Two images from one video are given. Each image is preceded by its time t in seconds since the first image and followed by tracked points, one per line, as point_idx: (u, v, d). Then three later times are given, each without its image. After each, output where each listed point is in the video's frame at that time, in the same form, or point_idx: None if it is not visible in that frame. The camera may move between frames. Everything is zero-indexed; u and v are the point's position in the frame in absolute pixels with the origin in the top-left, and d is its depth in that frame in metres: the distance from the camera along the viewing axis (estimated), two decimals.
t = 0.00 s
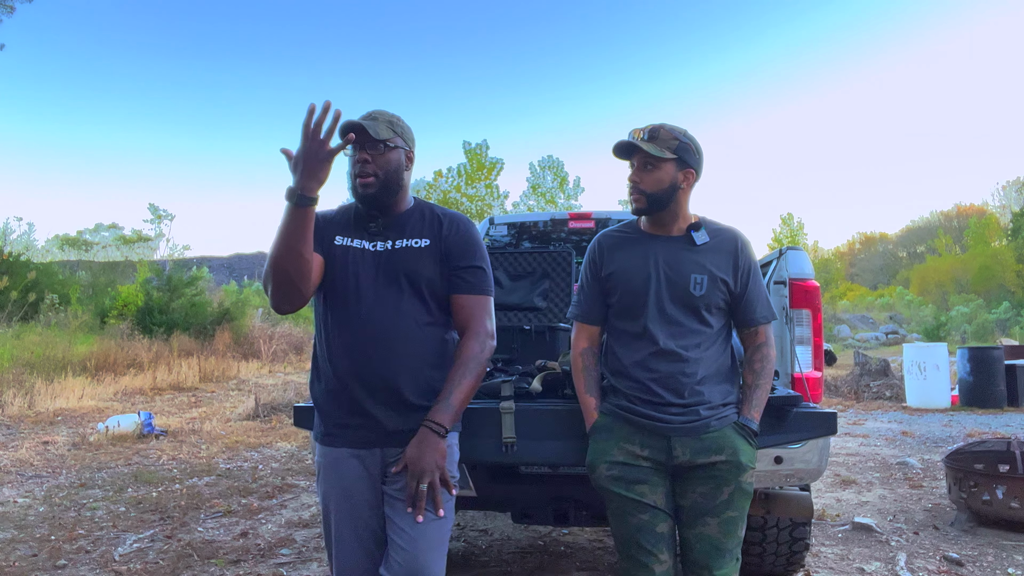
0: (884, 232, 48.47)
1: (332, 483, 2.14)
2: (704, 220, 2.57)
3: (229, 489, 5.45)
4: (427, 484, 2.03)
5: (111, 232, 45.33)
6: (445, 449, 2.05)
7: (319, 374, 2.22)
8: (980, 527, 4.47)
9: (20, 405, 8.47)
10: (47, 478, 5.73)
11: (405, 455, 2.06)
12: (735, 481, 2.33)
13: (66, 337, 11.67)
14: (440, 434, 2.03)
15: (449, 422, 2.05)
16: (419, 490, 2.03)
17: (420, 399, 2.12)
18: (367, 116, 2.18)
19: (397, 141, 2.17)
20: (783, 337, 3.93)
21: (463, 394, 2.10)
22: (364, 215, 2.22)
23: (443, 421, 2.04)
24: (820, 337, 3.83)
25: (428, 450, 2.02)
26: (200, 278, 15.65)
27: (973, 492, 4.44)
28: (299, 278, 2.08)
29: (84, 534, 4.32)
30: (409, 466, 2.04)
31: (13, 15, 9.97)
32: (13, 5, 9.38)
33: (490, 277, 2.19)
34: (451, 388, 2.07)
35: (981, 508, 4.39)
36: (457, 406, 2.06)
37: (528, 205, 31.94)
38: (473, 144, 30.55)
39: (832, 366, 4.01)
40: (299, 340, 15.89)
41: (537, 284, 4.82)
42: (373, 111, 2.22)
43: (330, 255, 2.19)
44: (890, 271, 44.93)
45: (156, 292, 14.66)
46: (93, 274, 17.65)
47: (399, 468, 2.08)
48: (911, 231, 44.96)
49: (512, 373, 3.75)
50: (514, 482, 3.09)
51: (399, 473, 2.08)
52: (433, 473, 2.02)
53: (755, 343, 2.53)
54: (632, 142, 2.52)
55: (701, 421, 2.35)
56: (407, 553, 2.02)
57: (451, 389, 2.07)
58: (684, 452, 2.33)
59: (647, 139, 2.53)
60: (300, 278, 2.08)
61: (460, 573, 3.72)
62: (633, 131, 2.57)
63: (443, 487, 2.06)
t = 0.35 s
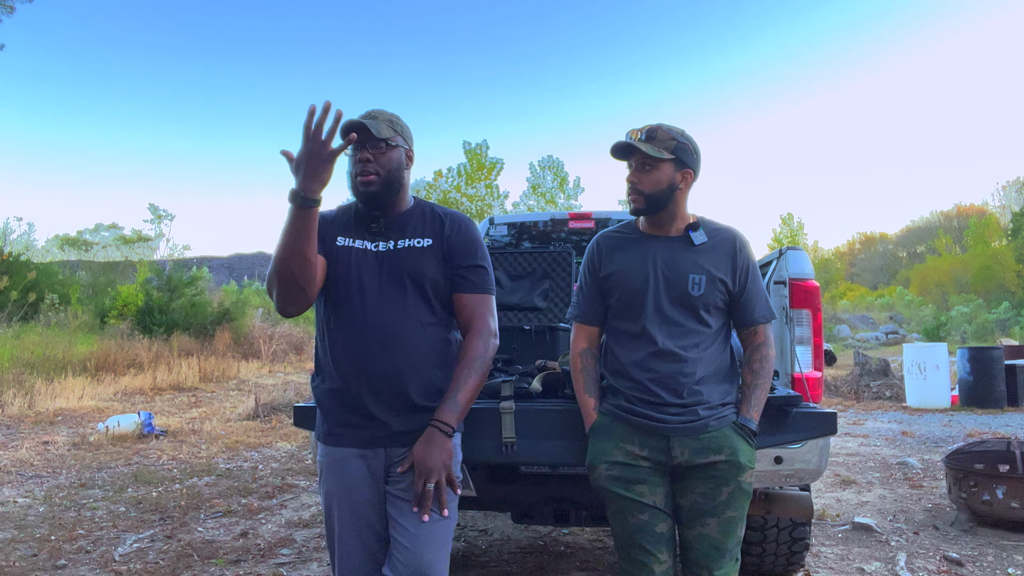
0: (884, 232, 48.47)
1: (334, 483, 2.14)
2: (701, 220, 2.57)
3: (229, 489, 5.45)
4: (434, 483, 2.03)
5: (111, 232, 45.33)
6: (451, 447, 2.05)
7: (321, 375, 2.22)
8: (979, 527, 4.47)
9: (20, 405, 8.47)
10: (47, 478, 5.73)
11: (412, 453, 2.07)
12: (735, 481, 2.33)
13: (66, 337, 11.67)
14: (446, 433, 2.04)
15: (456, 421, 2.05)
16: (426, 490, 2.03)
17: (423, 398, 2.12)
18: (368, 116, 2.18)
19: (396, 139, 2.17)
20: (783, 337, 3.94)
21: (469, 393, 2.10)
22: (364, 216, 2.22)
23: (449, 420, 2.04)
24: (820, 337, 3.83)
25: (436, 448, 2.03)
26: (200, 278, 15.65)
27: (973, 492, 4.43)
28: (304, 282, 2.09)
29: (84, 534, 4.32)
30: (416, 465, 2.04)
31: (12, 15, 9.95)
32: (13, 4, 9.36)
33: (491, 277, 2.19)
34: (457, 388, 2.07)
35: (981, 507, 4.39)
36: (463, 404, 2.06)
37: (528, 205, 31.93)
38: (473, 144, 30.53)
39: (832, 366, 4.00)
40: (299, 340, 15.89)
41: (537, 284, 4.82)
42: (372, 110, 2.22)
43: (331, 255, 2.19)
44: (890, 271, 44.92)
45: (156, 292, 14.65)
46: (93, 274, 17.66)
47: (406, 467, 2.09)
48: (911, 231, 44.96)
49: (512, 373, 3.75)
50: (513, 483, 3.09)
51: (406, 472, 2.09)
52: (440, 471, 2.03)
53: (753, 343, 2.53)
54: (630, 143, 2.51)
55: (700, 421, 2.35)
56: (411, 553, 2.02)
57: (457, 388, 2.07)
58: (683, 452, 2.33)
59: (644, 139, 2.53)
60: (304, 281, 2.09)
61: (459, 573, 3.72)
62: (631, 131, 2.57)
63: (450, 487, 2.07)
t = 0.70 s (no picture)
0: (884, 232, 48.48)
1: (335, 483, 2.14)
2: (700, 219, 2.57)
3: (229, 489, 5.45)
4: (436, 483, 2.03)
5: (111, 232, 45.33)
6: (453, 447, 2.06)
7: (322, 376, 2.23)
8: (980, 527, 4.47)
9: (20, 405, 8.47)
10: (47, 478, 5.73)
11: (414, 453, 2.07)
12: (735, 481, 2.33)
13: (66, 337, 11.67)
14: (449, 432, 2.04)
15: (457, 421, 2.05)
16: (428, 490, 2.03)
17: (424, 399, 2.12)
18: (382, 113, 2.18)
19: (409, 139, 2.20)
20: (783, 337, 3.94)
21: (471, 393, 2.10)
22: (364, 216, 2.21)
23: (451, 420, 2.04)
24: (820, 337, 3.83)
25: (438, 448, 2.03)
26: (200, 278, 15.65)
27: (973, 492, 4.43)
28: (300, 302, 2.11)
29: (84, 534, 4.32)
30: (419, 465, 2.04)
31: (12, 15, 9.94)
32: (13, 4, 9.36)
33: (491, 276, 2.18)
34: (459, 389, 2.07)
35: (981, 508, 4.39)
36: (464, 404, 2.07)
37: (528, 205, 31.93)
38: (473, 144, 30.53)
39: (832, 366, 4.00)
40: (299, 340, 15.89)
41: (537, 284, 4.83)
42: (382, 106, 2.23)
43: (328, 259, 2.18)
44: (890, 271, 44.92)
45: (156, 292, 14.65)
46: (93, 274, 17.66)
47: (407, 467, 2.09)
48: (911, 231, 44.96)
49: (512, 373, 3.75)
50: (514, 482, 3.09)
51: (408, 471, 2.09)
52: (442, 471, 2.03)
53: (752, 343, 2.54)
54: (629, 143, 2.51)
55: (700, 421, 2.35)
56: (412, 553, 2.02)
57: (459, 388, 2.07)
58: (683, 452, 2.33)
59: (644, 139, 2.53)
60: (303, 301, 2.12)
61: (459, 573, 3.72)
62: (630, 131, 2.57)
63: (451, 488, 2.07)
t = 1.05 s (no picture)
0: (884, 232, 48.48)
1: (335, 483, 2.14)
2: (701, 220, 2.57)
3: (229, 489, 5.45)
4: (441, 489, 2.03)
5: (111, 232, 45.33)
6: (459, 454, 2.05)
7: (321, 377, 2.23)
8: (980, 526, 4.47)
9: (20, 405, 8.47)
10: (47, 478, 5.73)
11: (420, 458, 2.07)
12: (734, 481, 2.33)
13: (66, 337, 11.67)
14: (457, 440, 2.04)
15: (464, 426, 2.06)
16: (434, 496, 2.02)
17: (424, 400, 2.12)
18: (385, 119, 2.17)
19: (408, 145, 2.20)
20: (783, 337, 3.94)
21: (474, 396, 2.11)
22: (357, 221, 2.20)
23: (457, 425, 2.04)
24: (820, 337, 3.83)
25: (447, 456, 2.02)
26: (200, 278, 15.65)
27: (973, 492, 4.43)
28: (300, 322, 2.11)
29: (84, 534, 4.32)
30: (424, 470, 2.04)
31: (12, 15, 9.94)
32: (13, 4, 9.35)
33: (488, 276, 2.18)
34: (464, 394, 2.08)
35: (981, 507, 4.39)
36: (468, 408, 2.07)
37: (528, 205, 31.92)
38: (473, 144, 30.51)
39: (832, 366, 4.01)
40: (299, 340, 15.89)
41: (537, 284, 4.83)
42: (382, 108, 2.22)
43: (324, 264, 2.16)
44: (890, 271, 44.91)
45: (156, 292, 14.65)
46: (93, 274, 17.65)
47: (412, 469, 2.09)
48: (911, 231, 44.95)
49: (512, 373, 3.75)
50: (513, 482, 3.09)
51: (413, 474, 2.08)
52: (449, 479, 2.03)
53: (752, 343, 2.54)
54: (629, 143, 2.51)
55: (700, 421, 2.34)
56: (413, 554, 2.02)
57: (462, 392, 2.08)
58: (683, 452, 2.33)
59: (644, 139, 2.53)
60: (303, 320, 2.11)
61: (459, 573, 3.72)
62: (630, 131, 2.57)
63: (456, 494, 2.07)
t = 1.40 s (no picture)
0: (884, 233, 48.51)
1: (335, 483, 2.14)
2: (701, 220, 2.57)
3: (229, 489, 5.45)
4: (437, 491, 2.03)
5: (111, 232, 45.33)
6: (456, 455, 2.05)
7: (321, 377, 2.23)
8: (980, 527, 4.47)
9: (20, 405, 8.47)
10: (47, 478, 5.73)
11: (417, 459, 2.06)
12: (735, 481, 2.33)
13: (66, 337, 11.66)
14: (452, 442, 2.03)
15: (458, 426, 2.04)
16: (430, 497, 2.02)
17: (424, 401, 2.12)
18: (381, 117, 2.18)
19: (406, 144, 2.22)
20: (783, 337, 3.94)
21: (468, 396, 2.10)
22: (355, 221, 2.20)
23: (452, 426, 2.03)
24: (820, 336, 3.83)
25: (442, 457, 2.02)
26: (200, 278, 15.65)
27: (973, 492, 4.43)
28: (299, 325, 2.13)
29: (84, 534, 4.32)
30: (421, 471, 2.04)
31: (11, 15, 9.93)
32: (12, 4, 9.34)
33: (486, 275, 2.19)
34: (457, 394, 2.06)
35: (981, 507, 4.39)
36: (463, 407, 2.06)
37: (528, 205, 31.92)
38: (473, 145, 30.49)
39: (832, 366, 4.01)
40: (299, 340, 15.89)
41: (537, 284, 4.83)
42: (378, 106, 2.22)
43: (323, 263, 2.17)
44: (890, 271, 44.92)
45: (156, 292, 14.66)
46: (93, 274, 17.65)
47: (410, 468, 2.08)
48: (911, 231, 44.96)
49: (512, 373, 3.75)
50: (513, 482, 3.09)
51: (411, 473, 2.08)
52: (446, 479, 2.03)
53: (752, 343, 2.54)
54: (629, 143, 2.51)
55: (700, 421, 2.35)
56: (412, 554, 2.02)
57: (457, 392, 2.06)
58: (683, 452, 2.33)
59: (644, 139, 2.53)
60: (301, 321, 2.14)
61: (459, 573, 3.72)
62: (630, 131, 2.57)
63: (456, 495, 2.07)
